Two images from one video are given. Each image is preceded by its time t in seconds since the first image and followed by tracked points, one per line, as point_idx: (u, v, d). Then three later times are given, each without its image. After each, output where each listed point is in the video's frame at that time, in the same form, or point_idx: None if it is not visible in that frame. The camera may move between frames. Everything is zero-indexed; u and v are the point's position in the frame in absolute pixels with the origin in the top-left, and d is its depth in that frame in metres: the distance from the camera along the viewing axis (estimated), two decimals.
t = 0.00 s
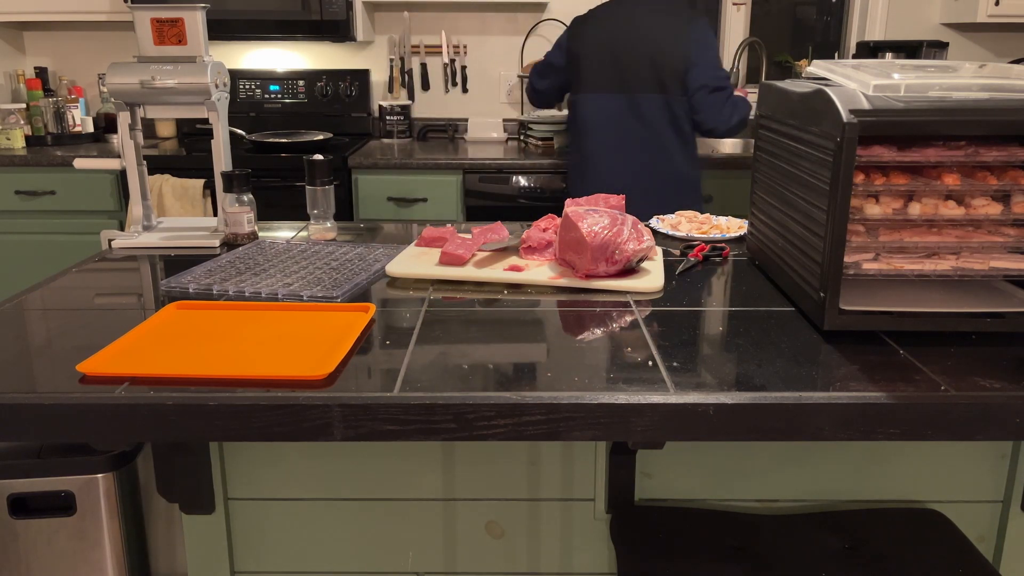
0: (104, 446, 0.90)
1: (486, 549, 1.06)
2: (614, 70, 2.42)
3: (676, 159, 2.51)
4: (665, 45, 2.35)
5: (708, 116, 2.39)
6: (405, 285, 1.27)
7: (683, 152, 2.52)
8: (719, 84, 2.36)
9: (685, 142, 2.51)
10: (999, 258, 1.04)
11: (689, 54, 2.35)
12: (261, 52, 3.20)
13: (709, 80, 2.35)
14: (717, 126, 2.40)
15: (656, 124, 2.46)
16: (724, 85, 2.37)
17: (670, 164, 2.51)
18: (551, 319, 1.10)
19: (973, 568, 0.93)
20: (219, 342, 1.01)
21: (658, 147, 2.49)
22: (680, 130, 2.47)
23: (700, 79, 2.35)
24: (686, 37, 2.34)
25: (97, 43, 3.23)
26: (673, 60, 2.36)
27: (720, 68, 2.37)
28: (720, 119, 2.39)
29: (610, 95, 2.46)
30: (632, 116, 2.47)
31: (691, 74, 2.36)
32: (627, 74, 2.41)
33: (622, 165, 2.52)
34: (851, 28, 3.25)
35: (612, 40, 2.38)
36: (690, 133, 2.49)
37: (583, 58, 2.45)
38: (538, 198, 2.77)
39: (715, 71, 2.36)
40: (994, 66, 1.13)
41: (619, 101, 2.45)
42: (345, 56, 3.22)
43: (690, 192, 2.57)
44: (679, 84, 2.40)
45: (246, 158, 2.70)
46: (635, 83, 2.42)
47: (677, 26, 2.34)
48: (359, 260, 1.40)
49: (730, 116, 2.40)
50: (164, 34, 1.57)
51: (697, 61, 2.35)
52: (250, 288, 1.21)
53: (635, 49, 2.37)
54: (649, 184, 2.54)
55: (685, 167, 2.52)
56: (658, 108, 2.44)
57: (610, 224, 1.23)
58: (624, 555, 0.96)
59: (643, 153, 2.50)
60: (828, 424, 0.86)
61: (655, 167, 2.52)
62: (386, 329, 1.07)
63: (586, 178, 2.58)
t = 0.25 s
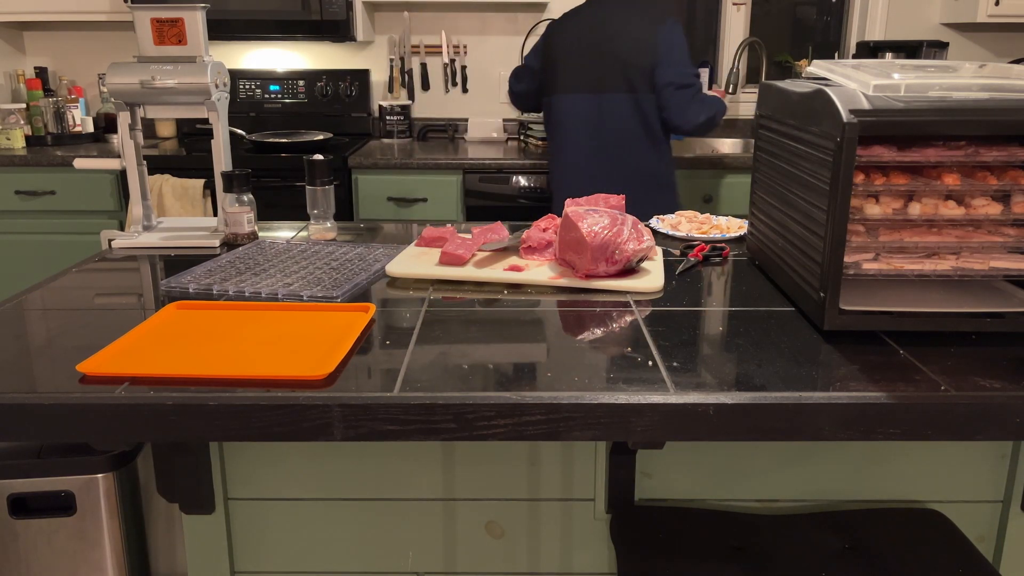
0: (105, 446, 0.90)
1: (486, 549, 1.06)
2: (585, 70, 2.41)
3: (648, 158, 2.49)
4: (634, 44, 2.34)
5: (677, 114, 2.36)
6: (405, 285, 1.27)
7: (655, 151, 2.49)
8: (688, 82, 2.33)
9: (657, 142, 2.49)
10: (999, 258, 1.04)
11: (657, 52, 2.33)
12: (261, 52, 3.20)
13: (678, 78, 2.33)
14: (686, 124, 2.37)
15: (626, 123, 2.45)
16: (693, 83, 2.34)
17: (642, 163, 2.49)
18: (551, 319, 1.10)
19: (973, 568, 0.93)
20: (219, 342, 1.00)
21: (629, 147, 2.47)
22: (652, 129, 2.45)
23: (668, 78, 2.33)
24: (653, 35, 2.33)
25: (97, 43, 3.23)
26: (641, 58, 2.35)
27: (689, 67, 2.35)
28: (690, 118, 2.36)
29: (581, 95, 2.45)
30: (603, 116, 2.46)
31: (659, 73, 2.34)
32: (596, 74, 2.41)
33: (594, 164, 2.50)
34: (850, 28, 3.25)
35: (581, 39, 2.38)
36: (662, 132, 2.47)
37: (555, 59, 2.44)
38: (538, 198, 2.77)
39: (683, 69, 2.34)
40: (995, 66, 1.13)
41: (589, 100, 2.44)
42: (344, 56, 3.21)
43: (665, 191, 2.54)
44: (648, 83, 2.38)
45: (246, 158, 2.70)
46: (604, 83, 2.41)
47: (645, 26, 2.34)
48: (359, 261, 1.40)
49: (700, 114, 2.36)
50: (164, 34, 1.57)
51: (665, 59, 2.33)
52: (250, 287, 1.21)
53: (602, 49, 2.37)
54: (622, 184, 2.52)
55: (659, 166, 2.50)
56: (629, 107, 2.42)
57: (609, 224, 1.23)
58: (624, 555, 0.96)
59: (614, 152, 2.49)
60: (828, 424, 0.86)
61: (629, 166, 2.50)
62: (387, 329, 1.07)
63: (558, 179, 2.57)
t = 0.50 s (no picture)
0: (105, 446, 0.90)
1: (486, 549, 1.06)
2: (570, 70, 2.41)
3: (634, 158, 2.48)
4: (618, 43, 2.35)
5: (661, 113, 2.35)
6: (405, 285, 1.27)
7: (640, 151, 2.48)
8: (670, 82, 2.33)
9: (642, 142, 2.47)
10: (999, 258, 1.04)
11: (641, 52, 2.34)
12: (261, 52, 3.20)
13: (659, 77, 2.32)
14: (670, 124, 2.35)
15: (610, 123, 2.44)
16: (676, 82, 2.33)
17: (628, 163, 2.48)
18: (550, 319, 1.10)
19: (973, 568, 0.94)
20: (219, 342, 1.01)
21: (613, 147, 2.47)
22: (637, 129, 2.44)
23: (651, 77, 2.33)
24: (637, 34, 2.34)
25: (97, 43, 3.23)
26: (625, 58, 2.35)
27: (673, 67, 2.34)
28: (673, 117, 2.34)
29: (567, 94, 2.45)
30: (587, 115, 2.45)
31: (642, 72, 2.34)
32: (580, 74, 2.41)
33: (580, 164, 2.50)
34: (850, 28, 3.25)
35: (567, 39, 2.39)
36: (647, 132, 2.45)
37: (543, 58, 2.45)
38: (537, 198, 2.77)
39: (667, 68, 2.34)
40: (994, 66, 1.13)
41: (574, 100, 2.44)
42: (344, 56, 3.21)
43: (651, 192, 2.52)
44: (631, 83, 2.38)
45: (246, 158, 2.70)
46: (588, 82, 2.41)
47: (628, 26, 2.34)
48: (359, 261, 1.40)
49: (683, 113, 2.35)
50: (164, 34, 1.57)
51: (647, 59, 2.33)
52: (250, 288, 1.21)
53: (586, 48, 2.37)
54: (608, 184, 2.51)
55: (644, 166, 2.48)
56: (614, 107, 2.42)
57: (609, 223, 1.23)
58: (623, 556, 0.96)
59: (600, 152, 2.48)
60: (828, 424, 0.86)
61: (615, 166, 2.49)
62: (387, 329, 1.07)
63: (544, 178, 2.57)
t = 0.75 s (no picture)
0: (105, 446, 0.90)
1: (486, 549, 1.07)
2: (561, 69, 2.41)
3: (626, 158, 2.47)
4: (610, 43, 2.34)
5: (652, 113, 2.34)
6: (405, 285, 1.27)
7: (632, 151, 2.47)
8: (660, 82, 2.32)
9: (634, 141, 2.47)
10: (999, 258, 1.04)
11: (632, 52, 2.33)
12: (261, 52, 3.20)
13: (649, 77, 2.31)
14: (661, 123, 2.35)
15: (602, 123, 2.44)
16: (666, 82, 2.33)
17: (620, 163, 2.47)
18: (550, 319, 1.10)
19: (973, 568, 0.94)
20: (219, 342, 1.01)
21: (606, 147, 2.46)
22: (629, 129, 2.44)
23: (641, 77, 2.32)
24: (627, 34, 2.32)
25: (97, 43, 3.23)
26: (615, 58, 2.34)
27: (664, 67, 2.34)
28: (664, 117, 2.34)
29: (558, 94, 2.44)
30: (578, 116, 2.45)
31: (633, 72, 2.33)
32: (571, 74, 2.41)
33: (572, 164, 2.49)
34: (850, 28, 3.25)
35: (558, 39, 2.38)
36: (639, 132, 2.45)
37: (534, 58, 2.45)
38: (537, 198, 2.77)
39: (658, 68, 2.32)
40: (994, 66, 1.13)
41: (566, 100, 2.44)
42: (345, 56, 3.22)
43: (644, 191, 2.52)
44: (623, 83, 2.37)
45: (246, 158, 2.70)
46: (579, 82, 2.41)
47: (619, 26, 2.34)
48: (359, 261, 1.40)
49: (674, 113, 2.34)
50: (164, 34, 1.57)
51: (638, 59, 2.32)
52: (250, 288, 1.21)
53: (577, 49, 2.37)
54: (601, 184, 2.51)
55: (637, 166, 2.48)
56: (604, 107, 2.42)
57: (609, 224, 1.23)
58: (623, 556, 0.96)
59: (592, 152, 2.47)
60: (828, 424, 0.86)
61: (607, 166, 2.49)
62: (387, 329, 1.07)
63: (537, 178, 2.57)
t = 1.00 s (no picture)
0: (105, 447, 0.90)
1: (486, 549, 1.07)
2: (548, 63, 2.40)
3: (612, 154, 2.46)
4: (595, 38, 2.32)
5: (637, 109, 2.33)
6: (405, 285, 1.27)
7: (618, 147, 2.46)
8: (646, 77, 2.31)
9: (620, 137, 2.45)
10: (999, 258, 1.04)
11: (617, 47, 2.30)
12: (262, 52, 3.20)
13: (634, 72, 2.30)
14: (647, 118, 2.34)
15: (588, 118, 2.42)
16: (651, 77, 2.32)
17: (606, 159, 2.46)
18: (551, 320, 1.10)
19: (973, 568, 0.94)
20: (219, 342, 1.00)
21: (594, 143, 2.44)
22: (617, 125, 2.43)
23: (626, 72, 2.31)
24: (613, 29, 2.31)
25: (97, 43, 3.23)
26: (601, 53, 2.33)
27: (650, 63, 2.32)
28: (649, 112, 2.33)
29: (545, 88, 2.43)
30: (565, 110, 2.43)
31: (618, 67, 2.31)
32: (558, 68, 2.40)
33: (558, 158, 2.48)
34: (850, 28, 3.25)
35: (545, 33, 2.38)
36: (625, 128, 2.44)
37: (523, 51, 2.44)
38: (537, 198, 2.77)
39: (643, 63, 2.31)
40: (994, 66, 1.13)
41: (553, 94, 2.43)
42: (345, 56, 3.22)
43: (630, 189, 2.50)
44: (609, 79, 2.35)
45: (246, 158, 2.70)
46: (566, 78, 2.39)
47: (605, 20, 2.32)
48: (359, 261, 1.40)
49: (658, 109, 2.33)
50: (164, 34, 1.57)
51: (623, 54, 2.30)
52: (250, 288, 1.21)
53: (565, 44, 2.36)
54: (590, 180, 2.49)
55: (625, 162, 2.46)
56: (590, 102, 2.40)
57: (609, 223, 1.23)
58: (623, 556, 0.96)
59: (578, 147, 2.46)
60: (828, 424, 0.86)
61: (593, 162, 2.47)
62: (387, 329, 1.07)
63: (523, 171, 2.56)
